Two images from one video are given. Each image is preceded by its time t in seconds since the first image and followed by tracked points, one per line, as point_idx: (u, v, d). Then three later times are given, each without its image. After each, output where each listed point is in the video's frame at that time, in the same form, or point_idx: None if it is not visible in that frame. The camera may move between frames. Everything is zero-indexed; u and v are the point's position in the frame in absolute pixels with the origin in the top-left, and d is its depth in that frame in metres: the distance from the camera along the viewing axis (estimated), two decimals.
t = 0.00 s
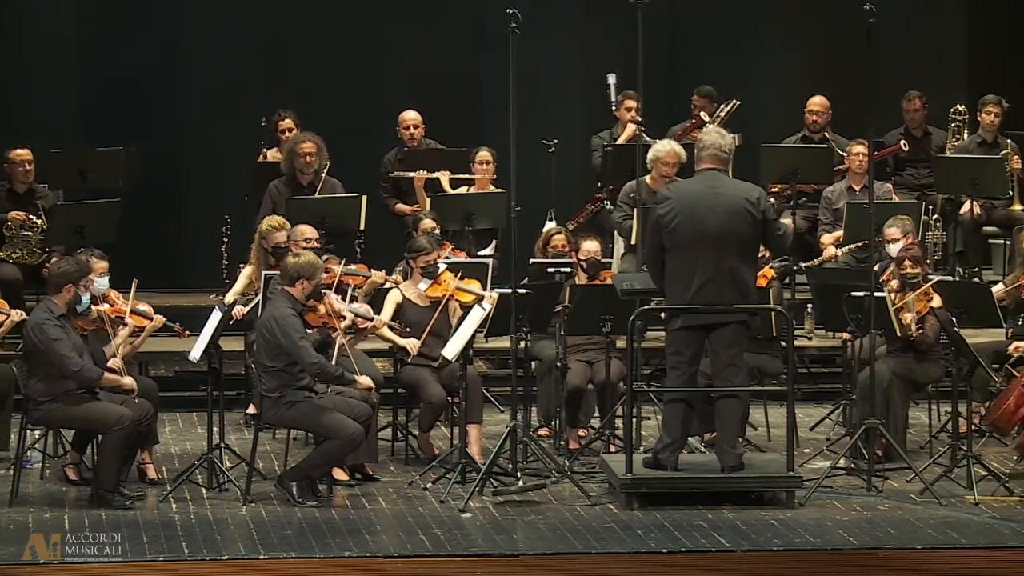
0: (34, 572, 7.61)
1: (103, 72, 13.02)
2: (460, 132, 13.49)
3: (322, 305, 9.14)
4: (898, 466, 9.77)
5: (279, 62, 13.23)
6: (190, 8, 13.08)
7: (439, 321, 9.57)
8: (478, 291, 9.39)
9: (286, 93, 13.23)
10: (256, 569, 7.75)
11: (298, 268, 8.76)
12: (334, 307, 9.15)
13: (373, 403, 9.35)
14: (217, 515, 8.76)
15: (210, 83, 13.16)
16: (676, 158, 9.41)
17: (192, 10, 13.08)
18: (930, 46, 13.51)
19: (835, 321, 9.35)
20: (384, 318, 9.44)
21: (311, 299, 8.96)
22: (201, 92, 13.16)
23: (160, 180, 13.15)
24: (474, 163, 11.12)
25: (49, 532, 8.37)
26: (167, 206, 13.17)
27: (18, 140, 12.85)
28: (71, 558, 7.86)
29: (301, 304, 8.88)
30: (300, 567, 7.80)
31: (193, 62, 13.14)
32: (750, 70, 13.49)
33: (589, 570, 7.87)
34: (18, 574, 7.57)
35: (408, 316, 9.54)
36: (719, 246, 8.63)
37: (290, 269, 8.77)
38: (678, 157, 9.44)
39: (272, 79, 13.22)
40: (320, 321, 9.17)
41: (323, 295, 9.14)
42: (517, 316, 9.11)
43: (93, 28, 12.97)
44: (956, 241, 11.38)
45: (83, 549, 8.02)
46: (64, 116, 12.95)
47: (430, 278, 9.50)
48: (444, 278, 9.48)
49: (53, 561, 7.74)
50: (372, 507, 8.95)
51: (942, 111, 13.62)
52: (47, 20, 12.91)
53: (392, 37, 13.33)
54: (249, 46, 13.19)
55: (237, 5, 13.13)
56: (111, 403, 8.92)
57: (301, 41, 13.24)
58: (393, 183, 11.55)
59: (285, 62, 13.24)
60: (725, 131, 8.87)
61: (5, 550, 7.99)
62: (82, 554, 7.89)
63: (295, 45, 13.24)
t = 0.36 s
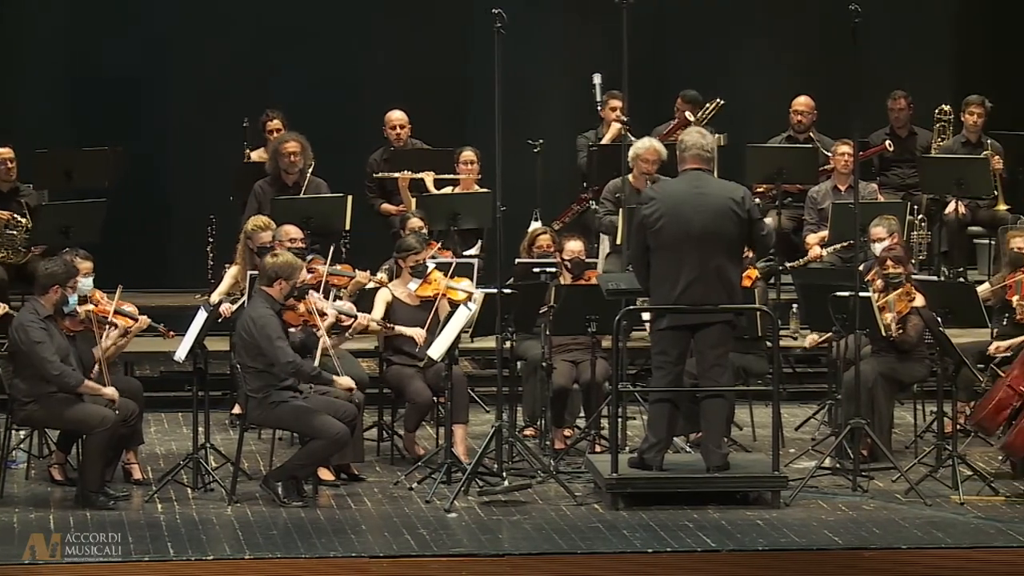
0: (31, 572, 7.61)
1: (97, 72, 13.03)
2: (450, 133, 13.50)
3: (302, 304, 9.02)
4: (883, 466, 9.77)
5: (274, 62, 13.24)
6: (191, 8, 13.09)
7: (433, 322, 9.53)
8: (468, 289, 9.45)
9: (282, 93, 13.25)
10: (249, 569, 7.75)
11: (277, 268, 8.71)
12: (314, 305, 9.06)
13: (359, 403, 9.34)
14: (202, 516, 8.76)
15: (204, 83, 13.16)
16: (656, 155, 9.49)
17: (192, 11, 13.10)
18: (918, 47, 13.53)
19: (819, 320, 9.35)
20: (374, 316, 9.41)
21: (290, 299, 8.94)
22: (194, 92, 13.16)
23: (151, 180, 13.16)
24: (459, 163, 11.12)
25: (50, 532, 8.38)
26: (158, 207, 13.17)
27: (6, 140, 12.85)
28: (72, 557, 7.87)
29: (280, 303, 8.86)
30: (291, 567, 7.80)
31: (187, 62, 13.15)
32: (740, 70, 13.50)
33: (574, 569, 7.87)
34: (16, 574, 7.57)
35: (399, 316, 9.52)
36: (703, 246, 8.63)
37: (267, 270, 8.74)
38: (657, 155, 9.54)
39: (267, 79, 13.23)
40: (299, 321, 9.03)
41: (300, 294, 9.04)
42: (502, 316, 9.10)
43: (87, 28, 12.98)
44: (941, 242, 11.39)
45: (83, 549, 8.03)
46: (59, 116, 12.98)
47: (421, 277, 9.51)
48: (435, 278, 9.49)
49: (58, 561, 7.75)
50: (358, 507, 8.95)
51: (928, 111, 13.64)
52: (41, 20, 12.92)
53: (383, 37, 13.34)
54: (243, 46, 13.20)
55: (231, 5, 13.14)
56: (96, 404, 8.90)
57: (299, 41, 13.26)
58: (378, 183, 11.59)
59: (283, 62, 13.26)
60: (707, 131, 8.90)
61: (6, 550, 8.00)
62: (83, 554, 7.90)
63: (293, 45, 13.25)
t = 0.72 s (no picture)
0: (30, 572, 7.60)
1: (88, 70, 13.02)
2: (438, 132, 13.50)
3: (279, 302, 8.99)
4: (866, 465, 9.78)
5: (272, 62, 13.25)
6: (191, 8, 13.10)
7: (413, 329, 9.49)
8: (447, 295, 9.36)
9: (283, 91, 13.26)
10: (243, 569, 7.75)
11: (250, 267, 8.69)
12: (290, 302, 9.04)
13: (341, 404, 9.33)
14: (184, 516, 8.75)
15: (196, 82, 13.16)
16: (637, 150, 9.57)
17: (192, 11, 13.10)
18: (903, 46, 13.54)
19: (802, 321, 9.32)
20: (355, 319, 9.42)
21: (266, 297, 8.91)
22: (184, 91, 13.16)
23: (140, 179, 13.15)
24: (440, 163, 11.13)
25: (50, 531, 8.38)
26: (146, 206, 13.16)
27: None
28: (72, 557, 7.86)
29: (256, 302, 8.84)
30: (279, 567, 7.80)
31: (181, 61, 13.14)
32: (726, 69, 13.50)
33: (557, 570, 7.88)
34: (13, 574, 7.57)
35: (379, 318, 9.50)
36: (686, 245, 8.63)
37: (241, 269, 8.72)
38: (638, 150, 9.61)
39: (260, 78, 13.24)
40: (278, 319, 8.97)
41: (276, 292, 8.99)
42: (485, 317, 9.09)
43: (78, 26, 12.97)
44: (923, 241, 11.41)
45: (83, 549, 8.03)
46: (49, 115, 12.98)
47: (401, 281, 9.45)
48: (415, 283, 9.44)
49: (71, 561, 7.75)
50: (341, 507, 8.95)
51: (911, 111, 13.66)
52: (32, 19, 12.91)
53: (372, 37, 13.35)
54: (236, 45, 13.20)
55: (223, 4, 13.13)
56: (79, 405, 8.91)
57: (300, 41, 13.28)
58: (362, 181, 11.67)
59: (284, 62, 13.27)
60: (686, 131, 8.90)
61: (4, 550, 8.00)
62: (83, 554, 7.90)
63: (294, 46, 13.27)
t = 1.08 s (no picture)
0: (22, 572, 7.59)
1: (82, 71, 13.02)
2: (426, 133, 13.52)
3: (259, 300, 9.06)
4: (851, 465, 9.79)
5: (270, 62, 13.27)
6: (191, 8, 13.14)
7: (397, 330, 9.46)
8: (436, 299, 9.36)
9: (283, 92, 13.29)
10: (229, 569, 7.74)
11: (231, 267, 8.72)
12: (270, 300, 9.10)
13: (326, 404, 9.34)
14: (169, 516, 8.75)
15: (191, 83, 13.18)
16: (620, 147, 9.78)
17: (182, 11, 13.12)
18: (890, 46, 13.57)
19: (787, 320, 9.35)
20: (340, 318, 9.38)
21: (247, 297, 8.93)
22: (177, 93, 13.17)
23: (131, 180, 13.15)
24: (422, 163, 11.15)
25: (50, 532, 8.38)
26: (136, 207, 13.17)
27: None
28: (72, 557, 7.86)
29: (237, 302, 8.84)
30: (265, 566, 7.79)
31: (171, 62, 13.15)
32: (714, 70, 13.52)
33: (542, 569, 7.87)
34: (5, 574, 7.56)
35: (366, 319, 9.46)
36: (671, 245, 8.63)
37: (222, 269, 8.74)
38: (622, 147, 9.83)
39: (255, 79, 13.26)
40: (260, 318, 9.08)
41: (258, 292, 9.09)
42: (471, 317, 9.09)
43: (73, 27, 12.98)
44: (907, 241, 11.43)
45: (83, 549, 8.02)
46: (43, 115, 12.99)
47: (394, 282, 9.42)
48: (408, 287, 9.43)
49: (64, 561, 7.74)
50: (326, 507, 8.95)
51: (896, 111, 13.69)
52: (27, 19, 12.92)
53: (362, 37, 13.37)
54: (230, 46, 13.22)
55: (220, 5, 13.16)
56: (63, 404, 8.89)
57: (300, 42, 13.31)
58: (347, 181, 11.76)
59: (284, 63, 13.30)
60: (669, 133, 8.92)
61: (5, 549, 8.00)
62: (84, 554, 7.90)
63: (294, 46, 13.30)
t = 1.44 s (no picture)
0: (16, 572, 7.58)
1: (78, 71, 13.02)
2: (415, 132, 13.51)
3: (244, 300, 9.05)
4: (837, 465, 9.79)
5: (269, 62, 13.28)
6: (190, 8, 13.15)
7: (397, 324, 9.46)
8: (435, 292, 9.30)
9: (274, 91, 13.29)
10: (221, 569, 7.74)
11: (215, 268, 8.68)
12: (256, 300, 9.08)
13: (313, 403, 9.33)
14: (156, 515, 8.75)
15: (186, 83, 13.17)
16: (606, 145, 9.82)
17: (173, 11, 13.12)
18: (880, 47, 13.58)
19: (774, 320, 9.35)
20: (335, 311, 9.35)
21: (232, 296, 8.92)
22: (170, 92, 13.16)
23: (122, 179, 13.15)
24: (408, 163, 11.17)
25: (49, 532, 8.37)
26: (127, 207, 13.17)
27: None
28: (71, 557, 7.86)
29: (222, 303, 8.81)
30: (253, 567, 7.78)
31: (161, 62, 13.14)
32: (703, 70, 13.53)
33: (528, 569, 7.88)
34: None
35: (362, 315, 9.45)
36: (659, 246, 8.63)
37: (206, 269, 8.72)
38: (608, 146, 9.85)
39: (251, 79, 13.26)
40: (246, 318, 9.08)
41: (244, 291, 9.06)
42: (457, 317, 9.08)
43: (70, 27, 12.98)
44: (894, 241, 11.44)
45: (82, 549, 8.02)
46: (37, 115, 12.98)
47: (390, 278, 9.37)
48: (404, 281, 9.34)
49: (61, 561, 7.74)
50: (313, 507, 8.95)
51: (882, 111, 13.71)
52: (19, 18, 12.91)
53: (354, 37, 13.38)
54: (226, 46, 13.22)
55: (218, 6, 13.17)
56: (49, 404, 8.88)
57: (300, 41, 13.32)
58: (334, 180, 11.77)
59: (284, 62, 13.30)
60: (663, 130, 8.89)
61: (6, 550, 7.98)
62: (83, 555, 7.90)
63: (293, 46, 13.30)
